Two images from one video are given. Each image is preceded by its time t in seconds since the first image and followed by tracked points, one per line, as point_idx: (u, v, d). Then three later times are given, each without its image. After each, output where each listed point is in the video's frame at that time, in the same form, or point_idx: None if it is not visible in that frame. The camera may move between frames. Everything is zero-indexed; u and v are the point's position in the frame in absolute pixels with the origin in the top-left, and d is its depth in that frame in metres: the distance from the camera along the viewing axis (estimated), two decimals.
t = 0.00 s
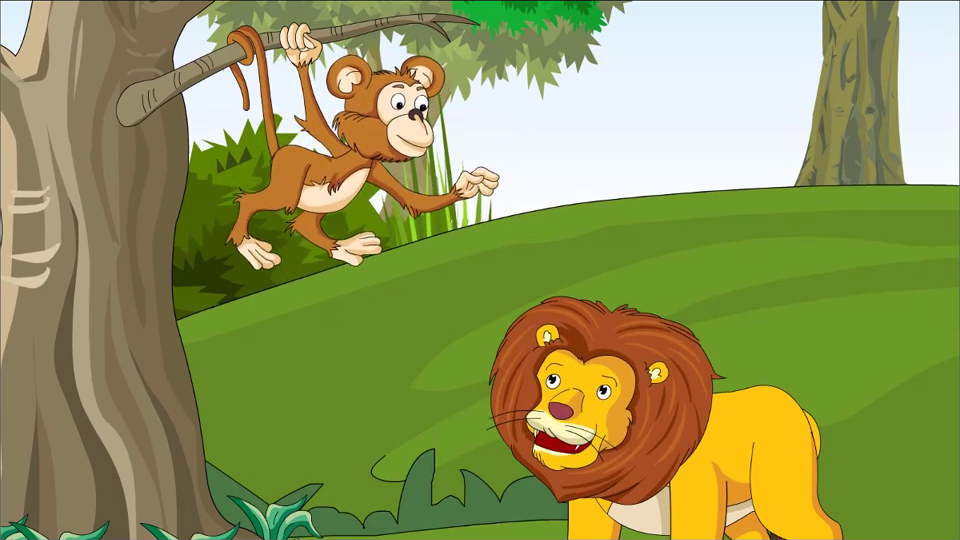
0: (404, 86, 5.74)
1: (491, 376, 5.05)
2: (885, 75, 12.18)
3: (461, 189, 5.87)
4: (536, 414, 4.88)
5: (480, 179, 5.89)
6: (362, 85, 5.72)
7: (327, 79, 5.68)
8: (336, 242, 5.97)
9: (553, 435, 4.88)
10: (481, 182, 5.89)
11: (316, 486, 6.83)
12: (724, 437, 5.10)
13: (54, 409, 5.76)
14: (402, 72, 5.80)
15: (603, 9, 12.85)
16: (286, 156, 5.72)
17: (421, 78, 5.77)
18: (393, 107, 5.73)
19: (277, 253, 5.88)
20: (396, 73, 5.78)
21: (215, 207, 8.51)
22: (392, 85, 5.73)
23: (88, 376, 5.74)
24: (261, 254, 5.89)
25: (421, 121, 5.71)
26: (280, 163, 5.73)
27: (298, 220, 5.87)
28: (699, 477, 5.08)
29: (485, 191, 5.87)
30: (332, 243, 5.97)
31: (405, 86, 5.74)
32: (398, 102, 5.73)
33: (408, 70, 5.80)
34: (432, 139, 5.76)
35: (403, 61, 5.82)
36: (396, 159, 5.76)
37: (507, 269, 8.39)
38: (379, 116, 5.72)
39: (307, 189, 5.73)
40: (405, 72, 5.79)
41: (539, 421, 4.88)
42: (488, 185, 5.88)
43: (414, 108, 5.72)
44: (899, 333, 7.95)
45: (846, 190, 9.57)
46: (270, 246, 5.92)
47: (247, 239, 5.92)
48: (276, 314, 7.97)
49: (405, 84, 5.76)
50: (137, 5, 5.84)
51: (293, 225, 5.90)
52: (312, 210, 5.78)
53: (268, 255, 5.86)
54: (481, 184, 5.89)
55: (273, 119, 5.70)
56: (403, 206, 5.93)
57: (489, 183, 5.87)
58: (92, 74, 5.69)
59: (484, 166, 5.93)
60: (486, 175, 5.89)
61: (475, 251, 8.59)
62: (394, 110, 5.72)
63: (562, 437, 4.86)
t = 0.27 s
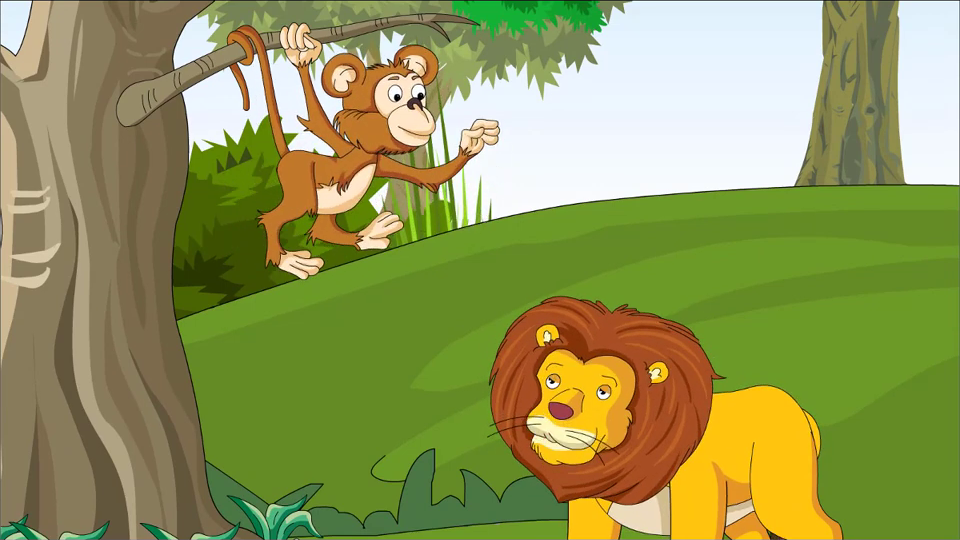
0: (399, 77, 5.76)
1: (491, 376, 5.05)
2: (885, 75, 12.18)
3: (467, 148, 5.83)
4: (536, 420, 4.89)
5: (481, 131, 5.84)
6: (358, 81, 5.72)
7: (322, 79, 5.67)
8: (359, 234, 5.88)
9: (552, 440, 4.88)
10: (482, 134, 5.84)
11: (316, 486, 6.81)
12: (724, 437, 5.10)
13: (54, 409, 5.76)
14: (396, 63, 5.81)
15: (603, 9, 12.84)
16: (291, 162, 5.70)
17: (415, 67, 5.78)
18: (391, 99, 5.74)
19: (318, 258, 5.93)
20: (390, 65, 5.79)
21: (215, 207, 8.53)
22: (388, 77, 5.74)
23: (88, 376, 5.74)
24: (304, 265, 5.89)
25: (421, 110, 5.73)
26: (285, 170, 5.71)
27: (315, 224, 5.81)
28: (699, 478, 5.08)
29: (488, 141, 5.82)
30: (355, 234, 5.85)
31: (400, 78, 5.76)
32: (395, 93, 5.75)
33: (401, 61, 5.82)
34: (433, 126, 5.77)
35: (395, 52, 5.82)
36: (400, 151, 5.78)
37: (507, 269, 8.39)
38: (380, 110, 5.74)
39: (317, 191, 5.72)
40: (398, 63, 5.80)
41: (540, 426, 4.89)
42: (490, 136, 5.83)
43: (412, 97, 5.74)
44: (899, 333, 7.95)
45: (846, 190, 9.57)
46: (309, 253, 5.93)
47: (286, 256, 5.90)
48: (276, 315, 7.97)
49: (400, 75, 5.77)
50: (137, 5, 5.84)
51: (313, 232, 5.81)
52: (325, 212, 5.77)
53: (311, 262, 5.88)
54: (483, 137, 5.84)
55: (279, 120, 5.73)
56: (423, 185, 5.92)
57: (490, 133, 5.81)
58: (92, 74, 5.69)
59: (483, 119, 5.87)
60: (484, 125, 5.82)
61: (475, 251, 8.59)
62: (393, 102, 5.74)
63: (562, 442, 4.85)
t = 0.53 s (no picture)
0: (400, 78, 5.77)
1: (491, 376, 5.05)
2: (885, 75, 12.18)
3: (467, 152, 5.94)
4: (536, 414, 4.87)
5: (481, 136, 5.94)
6: (359, 82, 5.73)
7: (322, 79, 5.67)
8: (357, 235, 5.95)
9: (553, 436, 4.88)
10: (483, 140, 5.94)
11: (316, 486, 6.82)
12: (724, 437, 5.10)
13: (54, 409, 5.76)
14: (397, 65, 5.84)
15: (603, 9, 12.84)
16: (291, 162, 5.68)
17: (415, 69, 5.80)
18: (392, 100, 5.76)
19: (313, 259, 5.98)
20: (390, 66, 5.80)
21: (215, 207, 8.53)
22: (388, 78, 5.76)
23: (88, 376, 5.74)
24: (299, 264, 5.98)
25: (421, 111, 5.75)
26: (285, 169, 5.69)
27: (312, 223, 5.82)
28: (699, 477, 5.08)
29: (488, 147, 5.93)
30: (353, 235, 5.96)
31: (400, 79, 5.77)
32: (396, 94, 5.77)
33: (401, 62, 5.84)
34: (433, 128, 5.79)
35: (396, 53, 5.85)
36: (400, 152, 5.79)
37: (507, 269, 8.39)
38: (380, 111, 5.75)
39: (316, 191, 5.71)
40: (399, 64, 5.82)
41: (539, 421, 4.87)
42: (491, 141, 5.95)
43: (412, 98, 5.76)
44: (899, 333, 7.95)
45: (846, 190, 9.57)
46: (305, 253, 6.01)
47: (282, 254, 6.00)
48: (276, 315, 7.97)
49: (400, 76, 5.79)
50: (137, 5, 5.83)
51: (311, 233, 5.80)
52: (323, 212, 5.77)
53: (306, 262, 5.96)
54: (484, 142, 5.95)
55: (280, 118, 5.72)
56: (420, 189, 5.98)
57: (491, 137, 5.92)
58: (92, 74, 5.69)
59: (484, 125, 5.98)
60: (485, 131, 5.92)
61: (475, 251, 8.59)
62: (393, 103, 5.75)
63: (563, 437, 4.86)
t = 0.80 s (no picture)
0: (403, 83, 5.77)
1: (485, 391, 5.03)
2: (885, 75, 12.18)
3: (463, 180, 5.82)
4: (535, 428, 4.87)
5: (482, 168, 5.79)
6: (362, 84, 5.74)
7: (326, 79, 5.68)
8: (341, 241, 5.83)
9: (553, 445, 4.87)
10: (484, 171, 5.77)
11: (316, 486, 6.82)
12: (724, 437, 5.09)
13: (54, 409, 5.76)
14: (401, 70, 5.83)
15: (603, 9, 12.84)
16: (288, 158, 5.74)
17: (419, 75, 5.80)
18: (393, 105, 5.74)
19: (286, 256, 5.80)
20: (395, 71, 5.81)
21: (214, 207, 8.51)
22: (391, 83, 5.76)
23: (88, 377, 5.74)
24: (269, 258, 5.78)
25: (421, 119, 5.71)
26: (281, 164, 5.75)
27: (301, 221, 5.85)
28: (698, 478, 5.09)
29: (486, 180, 5.75)
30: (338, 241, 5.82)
31: (403, 84, 5.77)
32: (398, 100, 5.75)
33: (406, 68, 5.84)
34: (432, 136, 5.74)
35: (401, 59, 5.86)
36: (396, 158, 5.75)
37: (507, 269, 8.39)
38: (380, 115, 5.73)
39: (309, 189, 5.72)
40: (403, 70, 5.82)
41: (539, 434, 4.87)
42: (490, 174, 5.77)
43: (414, 106, 5.73)
44: (899, 333, 7.95)
45: (846, 190, 9.57)
46: (278, 249, 5.80)
47: (255, 244, 5.76)
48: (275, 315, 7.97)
49: (403, 82, 5.78)
50: (137, 5, 5.83)
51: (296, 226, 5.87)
52: (315, 211, 5.78)
53: (278, 258, 5.77)
54: (484, 174, 5.77)
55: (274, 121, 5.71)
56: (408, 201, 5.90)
57: (491, 171, 5.78)
58: (92, 74, 5.69)
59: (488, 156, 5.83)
60: (487, 163, 5.78)
61: (476, 251, 8.58)
62: (394, 108, 5.73)
63: (564, 446, 4.85)
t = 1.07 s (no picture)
0: (406, 91, 5.76)
1: (483, 404, 5.05)
2: (884, 75, 12.18)
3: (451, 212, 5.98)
4: (536, 435, 4.88)
5: (471, 207, 6.00)
6: (365, 88, 5.74)
7: (331, 78, 5.71)
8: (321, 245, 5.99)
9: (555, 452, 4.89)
10: (472, 211, 6.00)
11: (316, 486, 6.85)
12: (724, 437, 5.10)
13: (54, 410, 5.76)
14: (406, 78, 5.81)
15: (603, 9, 12.84)
16: (285, 154, 5.72)
17: (424, 85, 5.78)
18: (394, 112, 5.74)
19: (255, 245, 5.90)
20: (399, 78, 5.79)
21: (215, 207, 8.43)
22: (394, 90, 5.75)
23: (88, 378, 5.74)
24: (237, 243, 5.88)
25: (421, 129, 5.74)
26: (277, 158, 5.73)
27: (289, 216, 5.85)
28: (698, 478, 5.09)
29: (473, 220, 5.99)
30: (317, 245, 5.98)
31: (406, 92, 5.76)
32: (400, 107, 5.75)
33: (411, 76, 5.81)
34: (431, 147, 5.76)
35: (408, 66, 5.83)
36: (393, 164, 5.78)
37: (507, 270, 8.39)
38: (380, 121, 5.75)
39: (301, 186, 5.72)
40: (408, 77, 5.80)
41: (540, 441, 4.88)
42: (477, 216, 6.01)
43: (415, 114, 5.74)
44: (899, 333, 7.95)
45: (846, 190, 9.57)
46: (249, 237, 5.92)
47: (230, 225, 5.89)
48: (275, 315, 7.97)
49: (407, 90, 5.77)
50: (137, 5, 5.83)
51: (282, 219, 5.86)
52: (305, 209, 5.77)
53: (246, 245, 5.86)
54: (471, 213, 6.00)
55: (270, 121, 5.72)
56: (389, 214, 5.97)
57: (480, 213, 5.99)
58: (92, 74, 5.69)
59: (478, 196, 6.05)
60: (478, 204, 6.00)
61: (475, 251, 8.59)
62: (395, 115, 5.74)
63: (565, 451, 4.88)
